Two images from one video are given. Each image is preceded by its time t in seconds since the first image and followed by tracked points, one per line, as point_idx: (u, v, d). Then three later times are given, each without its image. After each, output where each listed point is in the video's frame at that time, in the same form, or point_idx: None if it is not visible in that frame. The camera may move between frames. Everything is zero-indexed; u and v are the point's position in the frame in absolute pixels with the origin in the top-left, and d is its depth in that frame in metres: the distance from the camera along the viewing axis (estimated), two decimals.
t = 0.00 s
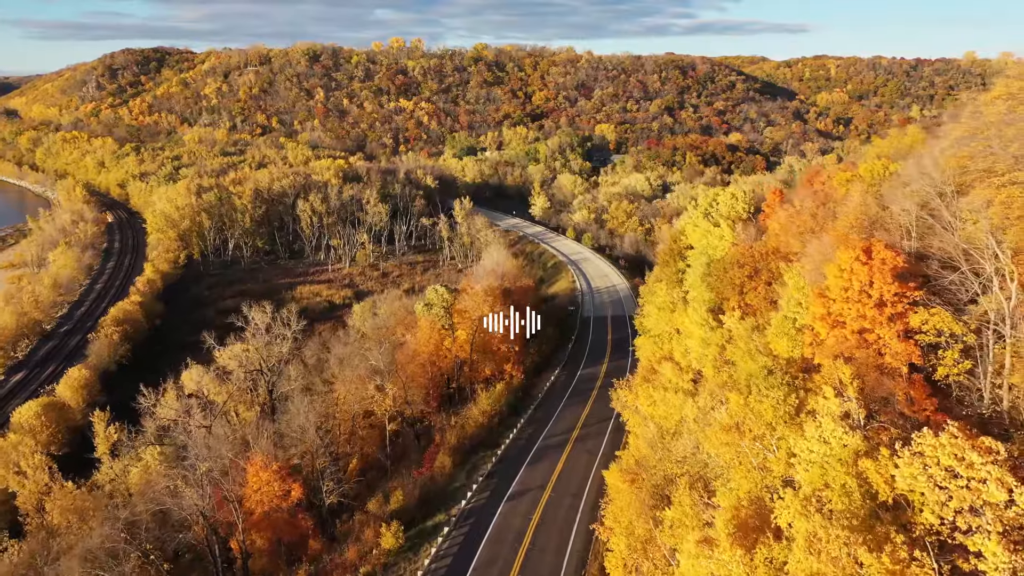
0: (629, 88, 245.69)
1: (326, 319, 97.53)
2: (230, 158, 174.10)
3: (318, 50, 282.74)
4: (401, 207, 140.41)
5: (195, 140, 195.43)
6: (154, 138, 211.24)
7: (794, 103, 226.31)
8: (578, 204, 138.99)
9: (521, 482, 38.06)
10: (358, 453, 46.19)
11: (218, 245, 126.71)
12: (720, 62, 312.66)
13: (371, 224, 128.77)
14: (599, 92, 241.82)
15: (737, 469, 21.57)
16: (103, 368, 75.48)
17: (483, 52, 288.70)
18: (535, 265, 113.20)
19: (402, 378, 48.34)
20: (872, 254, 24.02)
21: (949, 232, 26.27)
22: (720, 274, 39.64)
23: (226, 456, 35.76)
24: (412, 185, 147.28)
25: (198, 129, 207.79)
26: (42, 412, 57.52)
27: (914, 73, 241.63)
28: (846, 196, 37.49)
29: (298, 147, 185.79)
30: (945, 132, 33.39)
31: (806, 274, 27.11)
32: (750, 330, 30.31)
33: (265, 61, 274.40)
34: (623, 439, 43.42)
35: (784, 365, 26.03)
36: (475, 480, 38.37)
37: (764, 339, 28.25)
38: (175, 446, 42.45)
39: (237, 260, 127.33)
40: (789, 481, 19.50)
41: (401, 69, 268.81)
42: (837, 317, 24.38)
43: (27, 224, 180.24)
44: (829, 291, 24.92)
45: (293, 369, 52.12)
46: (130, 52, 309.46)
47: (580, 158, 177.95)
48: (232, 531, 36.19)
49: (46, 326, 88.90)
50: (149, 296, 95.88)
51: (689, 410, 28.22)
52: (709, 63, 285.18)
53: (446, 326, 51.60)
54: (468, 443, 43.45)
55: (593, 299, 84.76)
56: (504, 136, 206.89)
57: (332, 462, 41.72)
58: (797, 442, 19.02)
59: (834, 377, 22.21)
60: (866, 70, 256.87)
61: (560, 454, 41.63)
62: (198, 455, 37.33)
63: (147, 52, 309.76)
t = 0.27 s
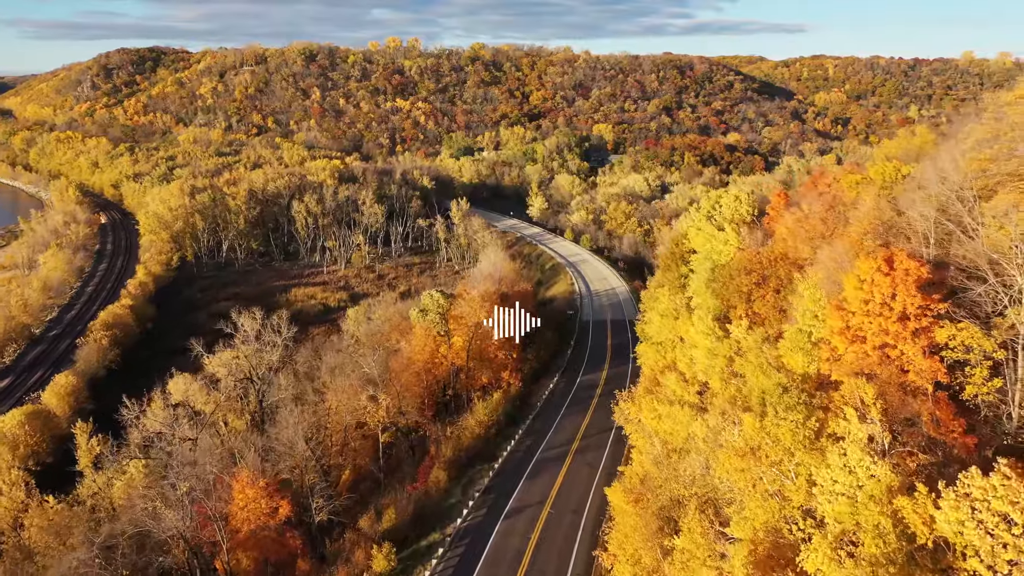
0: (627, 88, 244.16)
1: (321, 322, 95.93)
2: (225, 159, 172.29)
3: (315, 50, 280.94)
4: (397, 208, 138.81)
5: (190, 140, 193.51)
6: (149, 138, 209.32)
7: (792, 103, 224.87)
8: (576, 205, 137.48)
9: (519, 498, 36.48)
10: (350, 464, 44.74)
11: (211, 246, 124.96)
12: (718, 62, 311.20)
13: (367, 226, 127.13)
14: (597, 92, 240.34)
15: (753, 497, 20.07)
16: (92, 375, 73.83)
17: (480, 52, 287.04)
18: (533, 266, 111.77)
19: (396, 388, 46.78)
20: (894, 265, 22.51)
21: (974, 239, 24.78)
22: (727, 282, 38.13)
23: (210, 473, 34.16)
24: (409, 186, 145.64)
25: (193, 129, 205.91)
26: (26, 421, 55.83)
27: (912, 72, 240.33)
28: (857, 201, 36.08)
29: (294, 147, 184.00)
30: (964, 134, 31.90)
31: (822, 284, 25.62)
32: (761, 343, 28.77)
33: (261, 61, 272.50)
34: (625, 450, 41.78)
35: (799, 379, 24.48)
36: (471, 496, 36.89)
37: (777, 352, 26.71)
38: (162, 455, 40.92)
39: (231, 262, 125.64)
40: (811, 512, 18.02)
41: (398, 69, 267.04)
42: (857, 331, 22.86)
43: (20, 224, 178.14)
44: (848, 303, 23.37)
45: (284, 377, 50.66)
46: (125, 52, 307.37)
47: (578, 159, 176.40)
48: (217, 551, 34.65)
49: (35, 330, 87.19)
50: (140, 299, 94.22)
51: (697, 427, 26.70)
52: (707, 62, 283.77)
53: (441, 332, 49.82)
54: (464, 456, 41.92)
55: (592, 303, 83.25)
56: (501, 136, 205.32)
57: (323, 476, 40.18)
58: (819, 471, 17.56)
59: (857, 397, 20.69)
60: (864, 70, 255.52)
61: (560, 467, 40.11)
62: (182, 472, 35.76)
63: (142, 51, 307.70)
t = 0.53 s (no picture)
0: (625, 88, 242.72)
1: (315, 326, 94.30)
2: (220, 159, 170.50)
3: (311, 50, 279.17)
4: (393, 209, 137.23)
5: (185, 140, 191.77)
6: (144, 138, 207.38)
7: (790, 103, 223.56)
8: (574, 205, 136.02)
9: (517, 515, 34.99)
10: (341, 476, 43.29)
11: (205, 248, 123.21)
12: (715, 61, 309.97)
13: (363, 227, 125.51)
14: (595, 92, 238.93)
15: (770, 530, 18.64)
16: (79, 382, 72.17)
17: (477, 51, 285.46)
18: (530, 269, 110.27)
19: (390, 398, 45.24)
20: (920, 276, 21.04)
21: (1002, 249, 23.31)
22: (733, 289, 36.64)
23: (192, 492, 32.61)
24: (405, 186, 144.04)
25: (188, 129, 204.00)
26: (8, 431, 54.13)
27: (910, 72, 239.21)
28: (869, 206, 34.63)
29: (290, 147, 182.23)
30: (984, 137, 30.43)
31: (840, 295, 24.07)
32: (772, 356, 27.25)
33: (257, 60, 270.64)
34: (626, 463, 40.24)
35: (815, 397, 22.95)
36: (466, 514, 35.35)
37: (791, 366, 25.22)
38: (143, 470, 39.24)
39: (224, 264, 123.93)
40: (835, 551, 16.64)
41: (394, 69, 265.32)
42: (880, 347, 21.36)
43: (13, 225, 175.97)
44: (869, 317, 21.89)
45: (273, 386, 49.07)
46: (120, 52, 305.27)
47: (576, 159, 174.91)
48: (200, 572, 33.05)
49: (23, 334, 85.51)
50: (131, 302, 92.53)
51: (705, 446, 25.15)
52: (704, 62, 282.46)
53: (436, 339, 48.07)
54: (459, 469, 40.38)
55: (590, 306, 81.79)
56: (498, 136, 203.79)
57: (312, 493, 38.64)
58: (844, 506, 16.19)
59: (883, 420, 19.21)
60: (862, 69, 254.37)
61: (560, 481, 38.62)
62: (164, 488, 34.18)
63: (137, 51, 305.63)
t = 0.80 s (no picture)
0: (622, 88, 241.30)
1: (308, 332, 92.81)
2: (215, 159, 168.75)
3: (307, 49, 277.41)
4: (389, 210, 135.73)
5: (179, 140, 190.08)
6: (139, 138, 205.65)
7: (788, 103, 222.20)
8: (572, 207, 134.55)
9: (515, 534, 33.54)
10: (333, 491, 41.88)
11: (198, 250, 121.54)
12: (713, 61, 308.53)
13: (358, 228, 123.93)
14: (592, 92, 237.52)
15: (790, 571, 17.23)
16: (65, 390, 70.50)
17: (474, 51, 283.87)
18: (528, 271, 108.79)
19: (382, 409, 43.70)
20: (949, 290, 19.49)
21: None
22: (739, 297, 35.16)
23: (170, 512, 30.99)
24: (402, 187, 142.49)
25: (183, 129, 202.22)
26: None
27: (908, 72, 238.04)
28: (883, 212, 33.25)
29: (285, 147, 180.54)
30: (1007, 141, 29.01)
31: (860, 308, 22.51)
32: (785, 372, 25.72)
33: (252, 60, 268.88)
34: (628, 478, 38.65)
35: (834, 418, 21.43)
36: (462, 533, 34.11)
37: (805, 383, 23.72)
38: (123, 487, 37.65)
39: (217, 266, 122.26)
40: None
41: (391, 69, 263.68)
42: (907, 367, 19.77)
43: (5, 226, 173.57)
44: (893, 333, 20.30)
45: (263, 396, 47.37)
46: (115, 51, 303.33)
47: (574, 159, 173.49)
48: None
49: (10, 339, 83.89)
50: (121, 305, 90.87)
51: (715, 469, 23.73)
52: (702, 62, 281.13)
53: (431, 346, 46.60)
54: (455, 485, 38.96)
55: (590, 309, 80.43)
56: (495, 136, 202.26)
57: (301, 510, 37.09)
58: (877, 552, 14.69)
59: (912, 447, 17.78)
60: (860, 70, 253.04)
61: (559, 497, 37.14)
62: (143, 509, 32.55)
63: (132, 50, 303.59)
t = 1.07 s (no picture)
0: (620, 88, 239.85)
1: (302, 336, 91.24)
2: (210, 160, 166.93)
3: (303, 49, 275.59)
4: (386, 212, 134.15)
5: (174, 140, 188.23)
6: (134, 139, 203.76)
7: (786, 102, 220.79)
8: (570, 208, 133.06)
9: (513, 555, 32.10)
10: (323, 506, 40.32)
11: (191, 252, 119.85)
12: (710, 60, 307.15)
13: (354, 230, 122.36)
14: (590, 92, 236.09)
15: None
16: (52, 397, 68.92)
17: (471, 51, 282.28)
18: (525, 273, 107.33)
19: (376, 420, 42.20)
20: (983, 306, 17.99)
21: None
22: (746, 305, 33.67)
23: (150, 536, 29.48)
24: (398, 188, 140.86)
25: (178, 129, 200.33)
26: None
27: (907, 72, 236.88)
28: (898, 219, 31.88)
29: (281, 148, 178.78)
30: None
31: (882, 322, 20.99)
32: (800, 389, 24.22)
33: (248, 60, 266.97)
34: (630, 493, 37.11)
35: (856, 442, 19.97)
36: (458, 554, 32.71)
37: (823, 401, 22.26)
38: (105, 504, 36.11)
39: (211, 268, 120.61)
40: None
41: (387, 68, 261.94)
42: (938, 390, 18.28)
43: None
44: (924, 353, 18.82)
45: (252, 407, 45.76)
46: (110, 51, 301.22)
47: (571, 160, 172.02)
48: None
49: None
50: (111, 308, 89.22)
51: (727, 495, 22.30)
52: (700, 62, 279.83)
53: (426, 355, 45.15)
54: (451, 501, 37.54)
55: (588, 313, 78.94)
56: (493, 136, 200.72)
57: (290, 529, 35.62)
58: None
59: (947, 480, 16.34)
60: (858, 70, 251.81)
61: (559, 513, 35.67)
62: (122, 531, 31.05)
63: (127, 49, 301.48)
